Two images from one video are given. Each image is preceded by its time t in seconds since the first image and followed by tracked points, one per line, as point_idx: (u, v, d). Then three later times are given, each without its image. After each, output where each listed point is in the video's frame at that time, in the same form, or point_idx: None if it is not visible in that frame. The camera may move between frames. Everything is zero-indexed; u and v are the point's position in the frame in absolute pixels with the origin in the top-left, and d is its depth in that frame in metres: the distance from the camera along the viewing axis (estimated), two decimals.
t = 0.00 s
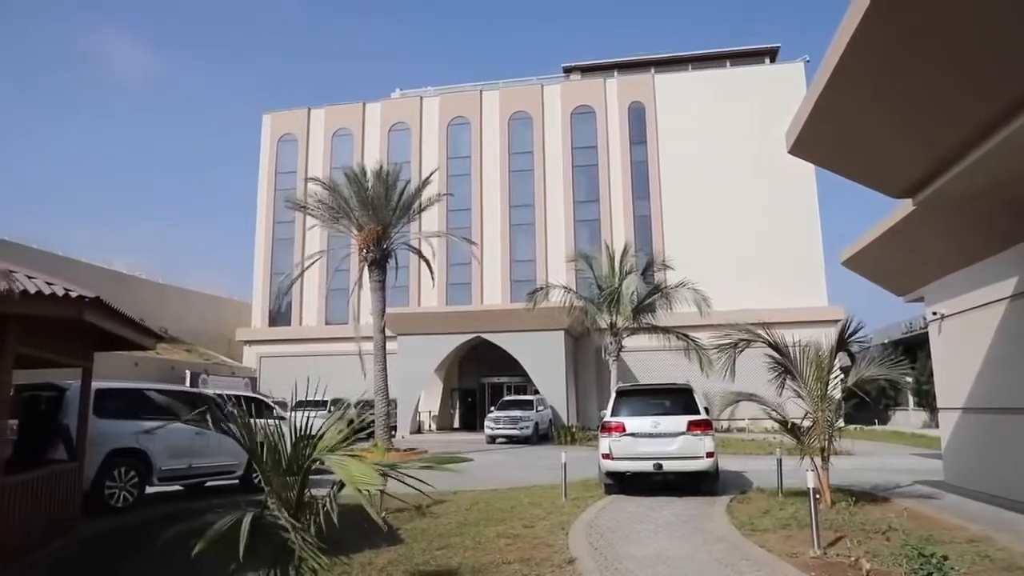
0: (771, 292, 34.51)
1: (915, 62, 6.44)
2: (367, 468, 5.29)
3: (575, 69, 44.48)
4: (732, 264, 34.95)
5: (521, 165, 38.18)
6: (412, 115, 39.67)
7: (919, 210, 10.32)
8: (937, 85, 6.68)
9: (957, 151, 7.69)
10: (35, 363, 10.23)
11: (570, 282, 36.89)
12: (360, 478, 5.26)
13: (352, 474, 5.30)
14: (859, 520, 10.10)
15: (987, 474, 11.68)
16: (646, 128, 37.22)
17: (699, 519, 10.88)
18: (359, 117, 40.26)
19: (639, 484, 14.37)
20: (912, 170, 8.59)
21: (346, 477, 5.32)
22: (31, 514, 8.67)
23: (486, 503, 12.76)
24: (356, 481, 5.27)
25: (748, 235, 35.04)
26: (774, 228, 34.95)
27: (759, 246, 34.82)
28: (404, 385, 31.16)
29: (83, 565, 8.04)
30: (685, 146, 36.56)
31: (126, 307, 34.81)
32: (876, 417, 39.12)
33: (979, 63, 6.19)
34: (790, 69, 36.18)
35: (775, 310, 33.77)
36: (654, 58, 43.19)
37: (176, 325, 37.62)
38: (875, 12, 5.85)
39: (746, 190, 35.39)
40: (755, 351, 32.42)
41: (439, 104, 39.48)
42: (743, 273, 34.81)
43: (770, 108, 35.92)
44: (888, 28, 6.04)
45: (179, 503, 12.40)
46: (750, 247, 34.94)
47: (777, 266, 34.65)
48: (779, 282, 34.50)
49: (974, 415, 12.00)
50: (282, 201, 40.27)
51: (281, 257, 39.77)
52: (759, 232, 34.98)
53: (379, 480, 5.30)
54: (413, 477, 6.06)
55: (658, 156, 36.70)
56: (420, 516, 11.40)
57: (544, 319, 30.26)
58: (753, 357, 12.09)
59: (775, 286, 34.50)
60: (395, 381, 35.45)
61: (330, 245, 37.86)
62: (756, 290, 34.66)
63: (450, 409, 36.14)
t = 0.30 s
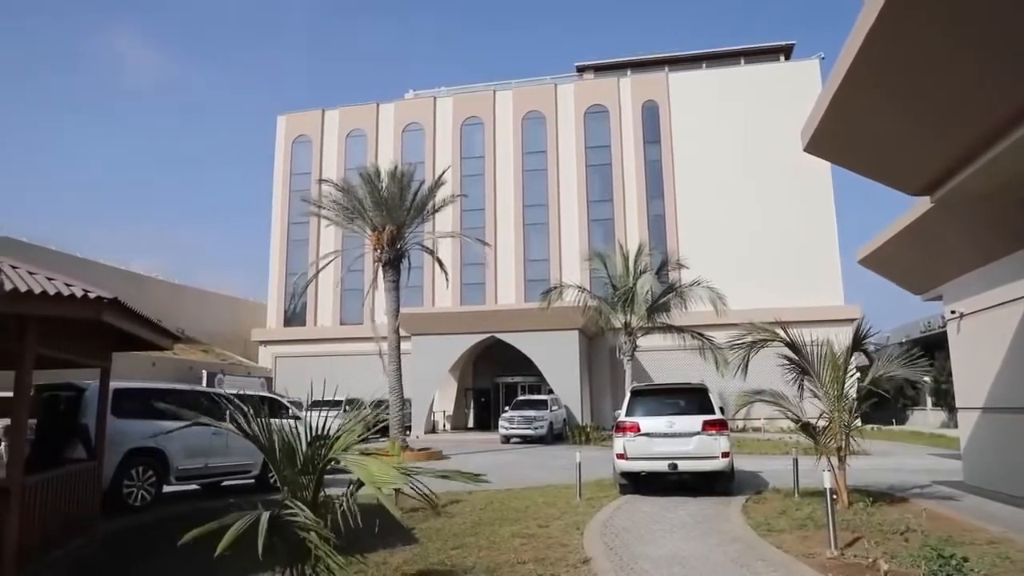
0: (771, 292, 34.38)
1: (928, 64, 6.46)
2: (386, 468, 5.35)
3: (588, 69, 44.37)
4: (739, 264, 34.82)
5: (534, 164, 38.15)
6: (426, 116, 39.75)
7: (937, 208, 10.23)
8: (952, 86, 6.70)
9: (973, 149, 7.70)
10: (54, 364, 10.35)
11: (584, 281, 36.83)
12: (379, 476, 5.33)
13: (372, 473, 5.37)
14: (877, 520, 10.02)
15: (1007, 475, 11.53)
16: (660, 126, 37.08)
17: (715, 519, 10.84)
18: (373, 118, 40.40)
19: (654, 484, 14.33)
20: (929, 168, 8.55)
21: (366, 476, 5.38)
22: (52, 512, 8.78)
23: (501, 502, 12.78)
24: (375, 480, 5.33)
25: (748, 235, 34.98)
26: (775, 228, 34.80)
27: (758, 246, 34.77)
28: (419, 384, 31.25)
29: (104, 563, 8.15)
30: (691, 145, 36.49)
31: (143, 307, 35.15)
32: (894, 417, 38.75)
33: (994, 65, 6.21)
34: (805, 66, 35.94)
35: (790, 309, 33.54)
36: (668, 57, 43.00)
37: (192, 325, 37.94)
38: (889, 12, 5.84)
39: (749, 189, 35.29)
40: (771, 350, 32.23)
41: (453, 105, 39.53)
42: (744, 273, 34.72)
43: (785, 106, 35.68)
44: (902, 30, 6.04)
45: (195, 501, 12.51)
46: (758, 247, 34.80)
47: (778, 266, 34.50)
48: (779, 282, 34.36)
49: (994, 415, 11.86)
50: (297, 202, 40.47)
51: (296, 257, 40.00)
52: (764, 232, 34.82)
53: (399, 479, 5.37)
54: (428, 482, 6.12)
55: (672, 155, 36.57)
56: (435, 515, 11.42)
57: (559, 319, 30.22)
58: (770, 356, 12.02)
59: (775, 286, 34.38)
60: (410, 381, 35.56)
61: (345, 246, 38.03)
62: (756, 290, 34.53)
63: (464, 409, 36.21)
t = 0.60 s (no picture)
0: (771, 292, 34.34)
1: (930, 64, 6.48)
2: (390, 473, 5.36)
3: (594, 68, 44.32)
4: (744, 263, 34.75)
5: (541, 164, 38.15)
6: (433, 116, 39.79)
7: (944, 207, 10.20)
8: (954, 86, 6.72)
9: (979, 150, 7.71)
10: (63, 364, 10.43)
11: (590, 280, 36.80)
12: (383, 481, 5.33)
13: (375, 476, 5.37)
14: (884, 520, 9.98)
15: (1017, 475, 11.46)
16: (666, 126, 37.01)
17: (722, 519, 10.82)
18: (380, 118, 40.46)
19: (660, 484, 14.31)
20: (936, 167, 8.54)
21: (369, 479, 5.40)
22: (62, 512, 8.82)
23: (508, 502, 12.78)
24: (378, 484, 5.34)
25: (749, 235, 34.95)
26: (778, 228, 34.72)
27: (758, 246, 34.68)
28: (425, 383, 31.28)
29: (114, 561, 8.21)
30: (694, 145, 36.44)
31: (151, 307, 35.29)
32: (902, 417, 38.60)
33: (996, 65, 6.23)
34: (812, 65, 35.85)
35: (797, 309, 33.45)
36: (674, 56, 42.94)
37: (200, 325, 38.07)
38: (894, 12, 5.84)
39: (749, 189, 35.22)
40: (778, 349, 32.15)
41: (459, 105, 39.57)
42: (745, 272, 34.66)
43: (792, 105, 35.58)
44: (906, 30, 6.05)
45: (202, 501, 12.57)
46: (763, 246, 34.72)
47: (776, 267, 34.44)
48: (778, 282, 34.30)
49: (1003, 415, 11.79)
50: (303, 202, 40.55)
51: (303, 257, 40.10)
52: (765, 232, 34.74)
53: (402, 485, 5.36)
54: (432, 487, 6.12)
55: (678, 154, 36.52)
56: (442, 515, 11.44)
57: (566, 319, 30.22)
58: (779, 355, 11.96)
59: (774, 286, 34.34)
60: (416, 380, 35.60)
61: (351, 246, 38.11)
62: (755, 290, 34.49)
63: (471, 409, 36.24)
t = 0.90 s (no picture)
0: (770, 292, 34.36)
1: (930, 64, 6.48)
2: (376, 469, 5.33)
3: (594, 67, 44.31)
4: (744, 263, 34.75)
5: (541, 163, 38.15)
6: (433, 116, 39.79)
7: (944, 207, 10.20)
8: (954, 86, 6.72)
9: (979, 150, 7.71)
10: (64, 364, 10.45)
11: (590, 280, 36.80)
12: (369, 477, 5.31)
13: (362, 472, 5.35)
14: (884, 520, 9.98)
15: (1016, 474, 11.47)
16: (666, 125, 37.00)
17: (722, 518, 10.81)
18: (380, 117, 40.45)
19: (660, 484, 14.30)
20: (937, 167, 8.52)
21: (356, 474, 5.39)
22: (63, 511, 8.81)
23: (508, 501, 12.78)
24: (365, 479, 5.32)
25: (749, 234, 34.95)
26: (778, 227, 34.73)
27: (757, 246, 34.73)
28: (425, 383, 31.27)
29: (115, 561, 8.21)
30: (695, 144, 36.44)
31: (152, 307, 35.27)
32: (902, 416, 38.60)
33: (995, 65, 6.23)
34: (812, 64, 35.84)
35: (796, 308, 33.45)
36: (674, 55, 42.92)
37: (200, 325, 38.07)
38: (895, 12, 5.84)
39: (749, 189, 35.23)
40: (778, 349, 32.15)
41: (459, 105, 39.57)
42: (745, 272, 34.68)
43: (792, 104, 35.58)
44: (906, 30, 6.06)
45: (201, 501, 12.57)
46: (763, 246, 34.73)
47: (777, 266, 34.44)
48: (779, 281, 34.32)
49: (1003, 414, 11.79)
50: (304, 201, 40.54)
51: (303, 256, 40.11)
52: (766, 231, 34.75)
53: (387, 481, 5.34)
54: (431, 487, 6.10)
55: (678, 153, 36.52)
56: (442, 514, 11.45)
57: (567, 318, 30.22)
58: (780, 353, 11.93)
59: (775, 286, 34.34)
60: (416, 380, 35.60)
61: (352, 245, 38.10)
62: (756, 290, 34.50)
63: (471, 408, 36.24)
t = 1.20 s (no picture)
0: (770, 292, 34.35)
1: (930, 65, 6.49)
2: (364, 471, 5.23)
3: (594, 67, 44.31)
4: (744, 263, 34.77)
5: (541, 163, 38.14)
6: (433, 116, 39.79)
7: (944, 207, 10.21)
8: (954, 87, 6.72)
9: (980, 150, 7.70)
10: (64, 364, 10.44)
11: (590, 280, 36.80)
12: (358, 480, 5.21)
13: (352, 476, 5.25)
14: (884, 519, 9.98)
15: (1016, 475, 11.47)
16: (666, 125, 37.00)
17: (722, 518, 10.80)
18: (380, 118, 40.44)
19: (660, 484, 14.29)
20: (937, 167, 8.52)
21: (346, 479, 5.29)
22: (63, 511, 8.80)
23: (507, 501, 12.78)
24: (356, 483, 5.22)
25: (749, 234, 34.97)
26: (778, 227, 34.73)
27: (757, 245, 34.75)
28: (425, 383, 31.27)
29: (115, 561, 8.23)
30: (695, 144, 36.46)
31: (151, 307, 35.25)
32: (902, 415, 38.57)
33: (996, 66, 6.23)
34: (812, 64, 35.85)
35: (796, 308, 33.45)
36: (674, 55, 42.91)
37: (200, 325, 38.07)
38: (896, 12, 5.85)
39: (749, 189, 35.23)
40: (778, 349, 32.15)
41: (459, 105, 39.57)
42: (744, 272, 34.70)
43: (792, 104, 35.59)
44: (906, 30, 6.07)
45: (201, 501, 12.56)
46: (763, 246, 34.74)
47: (777, 266, 34.45)
48: (779, 281, 34.33)
49: (1003, 415, 11.78)
50: (304, 201, 40.53)
51: (303, 255, 40.13)
52: (766, 232, 34.75)
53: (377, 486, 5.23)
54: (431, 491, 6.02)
55: (678, 153, 36.52)
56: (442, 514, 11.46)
57: (566, 318, 30.22)
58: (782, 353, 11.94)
59: (776, 286, 34.34)
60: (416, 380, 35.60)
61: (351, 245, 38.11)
62: (757, 290, 34.49)
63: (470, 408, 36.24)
